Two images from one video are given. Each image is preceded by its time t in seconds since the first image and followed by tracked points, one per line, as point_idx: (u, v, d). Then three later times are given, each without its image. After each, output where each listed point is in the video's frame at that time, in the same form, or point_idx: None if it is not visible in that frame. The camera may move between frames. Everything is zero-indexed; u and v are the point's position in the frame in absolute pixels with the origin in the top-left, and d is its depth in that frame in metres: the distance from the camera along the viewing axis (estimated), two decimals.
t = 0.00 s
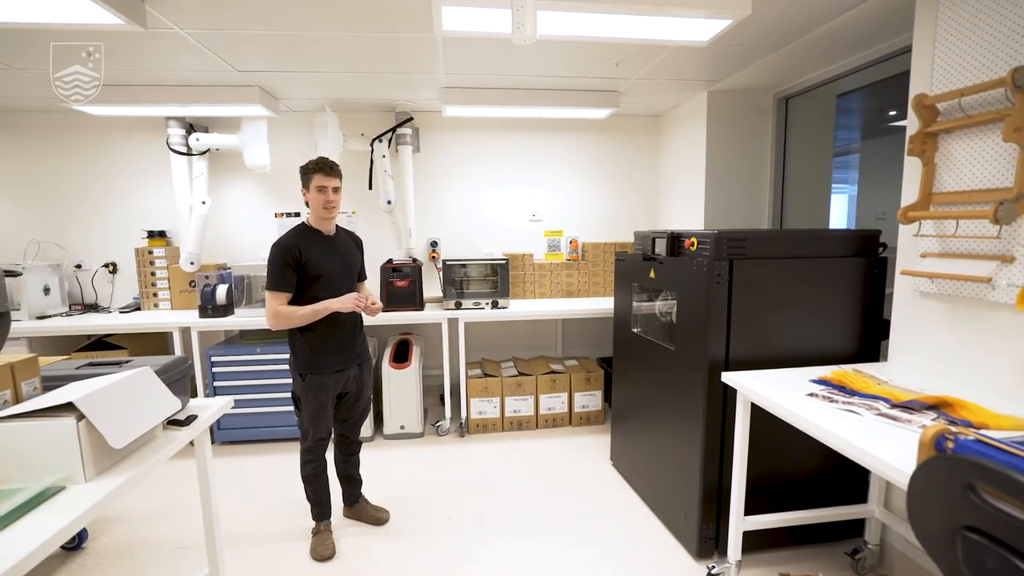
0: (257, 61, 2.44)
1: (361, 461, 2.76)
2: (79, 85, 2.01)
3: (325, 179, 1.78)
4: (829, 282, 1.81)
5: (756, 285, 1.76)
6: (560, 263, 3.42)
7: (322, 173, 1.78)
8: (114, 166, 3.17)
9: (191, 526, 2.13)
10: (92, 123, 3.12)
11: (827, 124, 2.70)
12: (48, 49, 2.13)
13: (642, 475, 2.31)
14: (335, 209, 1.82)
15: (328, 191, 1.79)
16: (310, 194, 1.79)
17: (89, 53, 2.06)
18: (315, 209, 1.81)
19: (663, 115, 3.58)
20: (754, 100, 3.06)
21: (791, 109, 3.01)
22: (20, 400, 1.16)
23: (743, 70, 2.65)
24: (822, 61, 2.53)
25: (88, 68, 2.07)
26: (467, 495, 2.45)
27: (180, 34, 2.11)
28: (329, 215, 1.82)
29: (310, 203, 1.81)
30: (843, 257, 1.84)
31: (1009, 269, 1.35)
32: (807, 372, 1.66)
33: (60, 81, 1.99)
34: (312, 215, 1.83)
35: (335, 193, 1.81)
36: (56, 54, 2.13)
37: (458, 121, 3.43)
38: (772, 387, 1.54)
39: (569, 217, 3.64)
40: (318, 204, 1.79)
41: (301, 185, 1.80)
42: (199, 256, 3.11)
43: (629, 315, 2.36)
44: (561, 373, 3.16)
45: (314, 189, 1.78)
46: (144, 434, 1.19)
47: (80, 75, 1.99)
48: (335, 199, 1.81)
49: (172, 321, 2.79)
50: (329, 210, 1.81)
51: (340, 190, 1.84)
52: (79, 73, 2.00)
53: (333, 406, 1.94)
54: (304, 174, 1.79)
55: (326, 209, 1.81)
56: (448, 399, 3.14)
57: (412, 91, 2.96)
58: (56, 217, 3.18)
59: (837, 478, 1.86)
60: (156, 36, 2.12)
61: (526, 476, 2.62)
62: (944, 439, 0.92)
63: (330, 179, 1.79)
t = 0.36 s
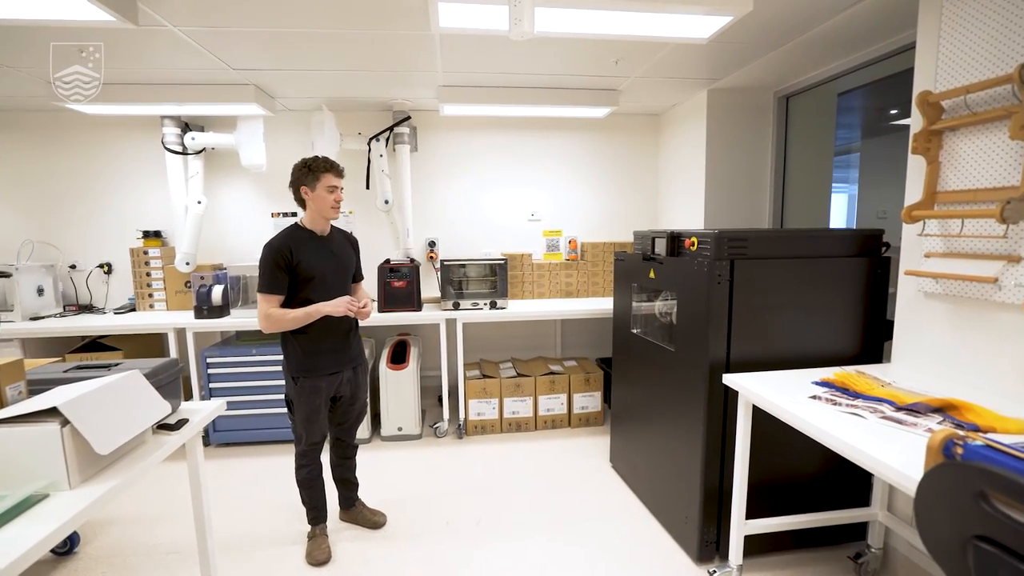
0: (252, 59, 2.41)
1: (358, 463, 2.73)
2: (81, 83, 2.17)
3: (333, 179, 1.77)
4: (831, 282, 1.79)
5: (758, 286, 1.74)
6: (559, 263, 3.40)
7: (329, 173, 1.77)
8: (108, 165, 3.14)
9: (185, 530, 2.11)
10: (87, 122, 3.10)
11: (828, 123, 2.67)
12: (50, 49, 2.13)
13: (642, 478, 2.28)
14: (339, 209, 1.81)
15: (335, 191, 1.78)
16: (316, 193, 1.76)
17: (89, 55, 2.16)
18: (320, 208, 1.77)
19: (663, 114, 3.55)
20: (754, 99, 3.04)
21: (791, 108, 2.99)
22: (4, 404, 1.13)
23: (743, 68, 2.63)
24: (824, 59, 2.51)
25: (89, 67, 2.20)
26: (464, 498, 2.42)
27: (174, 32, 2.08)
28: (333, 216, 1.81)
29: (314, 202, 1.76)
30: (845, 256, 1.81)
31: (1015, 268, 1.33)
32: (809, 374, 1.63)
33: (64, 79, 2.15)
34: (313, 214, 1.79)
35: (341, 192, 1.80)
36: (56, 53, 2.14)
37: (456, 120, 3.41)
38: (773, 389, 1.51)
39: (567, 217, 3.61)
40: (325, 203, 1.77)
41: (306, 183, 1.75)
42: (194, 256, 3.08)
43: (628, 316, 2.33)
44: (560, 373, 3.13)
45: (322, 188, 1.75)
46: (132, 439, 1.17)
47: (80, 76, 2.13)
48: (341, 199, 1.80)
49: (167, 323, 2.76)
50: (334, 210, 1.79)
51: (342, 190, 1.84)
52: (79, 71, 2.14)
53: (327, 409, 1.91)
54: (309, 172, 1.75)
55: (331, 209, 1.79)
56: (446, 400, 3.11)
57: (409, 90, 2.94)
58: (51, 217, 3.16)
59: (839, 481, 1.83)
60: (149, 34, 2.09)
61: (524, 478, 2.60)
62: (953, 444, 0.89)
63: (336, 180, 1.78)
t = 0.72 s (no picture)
0: (241, 55, 2.37)
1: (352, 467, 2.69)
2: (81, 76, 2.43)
3: (325, 181, 1.73)
4: (833, 282, 1.74)
5: (757, 286, 1.69)
6: (556, 263, 3.35)
7: (322, 174, 1.73)
8: (99, 164, 3.10)
9: (173, 537, 2.06)
10: (77, 120, 3.05)
11: (829, 120, 2.63)
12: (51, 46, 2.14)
13: (639, 482, 2.24)
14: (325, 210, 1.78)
15: (325, 191, 1.74)
16: (304, 192, 1.70)
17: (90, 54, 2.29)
18: (307, 208, 1.72)
19: (661, 111, 3.51)
20: (753, 96, 3.00)
21: (792, 105, 2.94)
22: None
23: (742, 65, 2.58)
24: (824, 56, 2.46)
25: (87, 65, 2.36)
26: (459, 503, 2.37)
27: (160, 27, 2.04)
28: (319, 216, 1.76)
29: (301, 202, 1.71)
30: (847, 256, 1.77)
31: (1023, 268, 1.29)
32: (810, 377, 1.59)
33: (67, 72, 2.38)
34: (297, 213, 1.73)
35: (330, 194, 1.76)
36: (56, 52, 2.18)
37: (452, 118, 3.36)
38: (772, 393, 1.47)
39: (565, 216, 3.56)
40: (313, 204, 1.72)
41: (295, 181, 1.69)
42: (186, 256, 3.04)
43: (625, 317, 2.28)
44: (557, 375, 3.09)
45: (311, 187, 1.70)
46: (105, 447, 1.12)
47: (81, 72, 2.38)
48: (329, 200, 1.76)
49: (157, 324, 2.72)
50: (321, 210, 1.75)
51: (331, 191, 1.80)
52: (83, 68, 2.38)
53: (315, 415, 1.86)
54: (301, 170, 1.69)
55: (318, 209, 1.75)
56: (441, 402, 3.07)
57: (402, 87, 2.89)
58: (40, 217, 3.11)
59: (841, 487, 1.79)
60: (135, 29, 2.05)
61: (519, 481, 2.55)
62: (963, 454, 0.85)
63: (326, 180, 1.74)
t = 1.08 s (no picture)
0: (220, 50, 2.30)
1: (336, 473, 2.62)
2: (79, 82, 2.31)
3: (286, 174, 1.66)
4: (829, 284, 1.68)
5: (749, 288, 1.62)
6: (548, 263, 3.28)
7: (283, 167, 1.66)
8: (79, 162, 3.02)
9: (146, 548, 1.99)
10: (56, 117, 2.98)
11: (825, 117, 2.56)
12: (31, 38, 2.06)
13: (630, 489, 2.17)
14: (288, 208, 1.70)
15: (284, 186, 1.67)
16: (262, 187, 1.64)
17: (88, 54, 2.22)
18: (265, 204, 1.65)
19: (656, 109, 3.44)
20: (748, 93, 2.93)
21: (787, 101, 2.88)
22: None
23: (736, 60, 2.51)
24: (820, 50, 2.40)
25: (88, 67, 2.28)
26: (444, 511, 2.30)
27: (132, 19, 1.96)
28: (279, 214, 1.68)
29: (260, 198, 1.64)
30: (843, 256, 1.70)
31: None
32: (805, 382, 1.52)
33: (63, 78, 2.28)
34: (257, 211, 1.67)
35: (291, 191, 1.69)
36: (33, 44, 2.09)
37: (441, 115, 3.29)
38: (764, 400, 1.40)
39: (557, 216, 3.49)
40: (271, 200, 1.65)
41: (253, 176, 1.63)
42: (168, 257, 2.96)
43: (616, 319, 2.21)
44: (548, 378, 3.02)
45: (269, 181, 1.64)
46: (49, 463, 1.05)
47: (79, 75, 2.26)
48: (289, 197, 1.68)
49: (137, 326, 2.64)
50: (281, 207, 1.67)
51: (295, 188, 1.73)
52: (80, 71, 2.28)
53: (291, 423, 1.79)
54: (259, 164, 1.64)
55: (278, 206, 1.67)
56: (429, 406, 3.00)
57: (389, 84, 2.82)
58: (19, 217, 3.03)
59: (836, 496, 1.72)
60: (107, 21, 1.98)
61: (508, 487, 2.49)
62: (967, 473, 0.79)
63: (288, 175, 1.67)
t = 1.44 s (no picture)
0: (189, 43, 2.21)
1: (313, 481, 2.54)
2: (80, 81, 2.35)
3: (244, 175, 1.60)
4: (816, 287, 1.61)
5: (733, 292, 1.55)
6: (534, 264, 3.21)
7: (240, 168, 1.59)
8: (49, 160, 2.93)
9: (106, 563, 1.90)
10: (25, 114, 2.88)
11: (816, 116, 2.50)
12: None
13: (613, 498, 2.09)
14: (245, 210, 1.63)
15: (242, 188, 1.60)
16: (218, 188, 1.56)
17: (89, 54, 2.25)
18: (222, 207, 1.57)
19: (644, 107, 3.37)
20: (738, 90, 2.86)
21: (777, 99, 2.81)
22: None
23: (724, 55, 2.45)
24: (810, 46, 2.33)
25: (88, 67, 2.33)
26: (422, 521, 2.22)
27: (92, 9, 1.87)
28: (238, 217, 1.60)
29: (215, 200, 1.56)
30: (832, 258, 1.64)
31: None
32: (792, 391, 1.45)
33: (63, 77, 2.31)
34: (208, 213, 1.56)
35: (249, 192, 1.62)
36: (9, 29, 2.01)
37: (425, 113, 3.21)
38: (748, 411, 1.32)
39: (544, 216, 3.42)
40: (229, 202, 1.57)
41: (206, 176, 1.54)
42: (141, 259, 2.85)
43: (599, 323, 2.13)
44: (533, 382, 2.95)
45: (226, 183, 1.56)
46: None
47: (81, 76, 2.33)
48: (248, 199, 1.62)
49: (106, 330, 2.55)
50: (239, 210, 1.60)
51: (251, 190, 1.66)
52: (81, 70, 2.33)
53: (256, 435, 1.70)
54: (212, 164, 1.55)
55: (236, 209, 1.59)
56: (411, 411, 2.92)
57: (369, 80, 2.74)
58: None
59: (825, 507, 1.65)
60: (64, 11, 1.89)
61: (489, 496, 2.41)
62: (960, 500, 0.72)
63: (245, 176, 1.60)
